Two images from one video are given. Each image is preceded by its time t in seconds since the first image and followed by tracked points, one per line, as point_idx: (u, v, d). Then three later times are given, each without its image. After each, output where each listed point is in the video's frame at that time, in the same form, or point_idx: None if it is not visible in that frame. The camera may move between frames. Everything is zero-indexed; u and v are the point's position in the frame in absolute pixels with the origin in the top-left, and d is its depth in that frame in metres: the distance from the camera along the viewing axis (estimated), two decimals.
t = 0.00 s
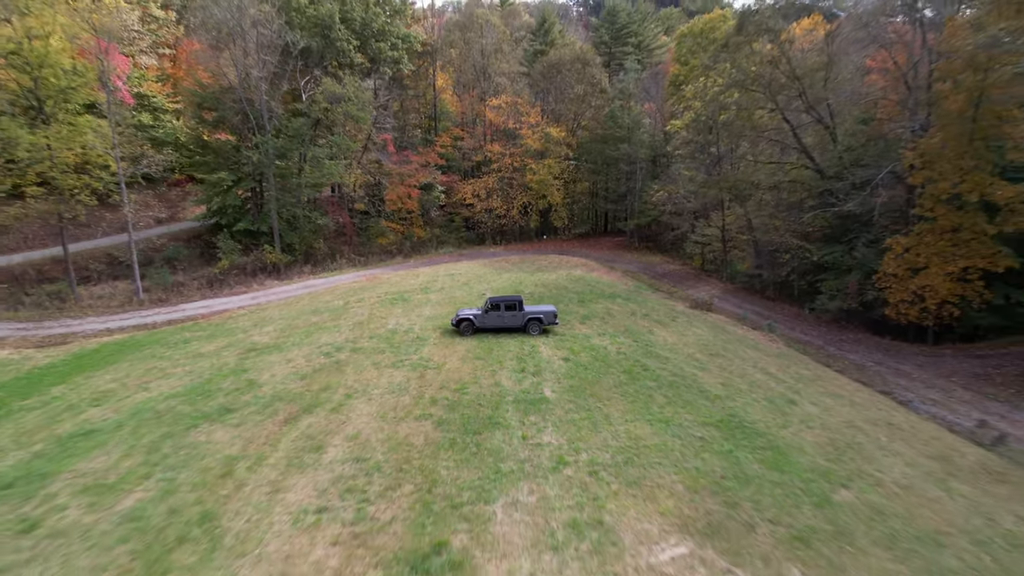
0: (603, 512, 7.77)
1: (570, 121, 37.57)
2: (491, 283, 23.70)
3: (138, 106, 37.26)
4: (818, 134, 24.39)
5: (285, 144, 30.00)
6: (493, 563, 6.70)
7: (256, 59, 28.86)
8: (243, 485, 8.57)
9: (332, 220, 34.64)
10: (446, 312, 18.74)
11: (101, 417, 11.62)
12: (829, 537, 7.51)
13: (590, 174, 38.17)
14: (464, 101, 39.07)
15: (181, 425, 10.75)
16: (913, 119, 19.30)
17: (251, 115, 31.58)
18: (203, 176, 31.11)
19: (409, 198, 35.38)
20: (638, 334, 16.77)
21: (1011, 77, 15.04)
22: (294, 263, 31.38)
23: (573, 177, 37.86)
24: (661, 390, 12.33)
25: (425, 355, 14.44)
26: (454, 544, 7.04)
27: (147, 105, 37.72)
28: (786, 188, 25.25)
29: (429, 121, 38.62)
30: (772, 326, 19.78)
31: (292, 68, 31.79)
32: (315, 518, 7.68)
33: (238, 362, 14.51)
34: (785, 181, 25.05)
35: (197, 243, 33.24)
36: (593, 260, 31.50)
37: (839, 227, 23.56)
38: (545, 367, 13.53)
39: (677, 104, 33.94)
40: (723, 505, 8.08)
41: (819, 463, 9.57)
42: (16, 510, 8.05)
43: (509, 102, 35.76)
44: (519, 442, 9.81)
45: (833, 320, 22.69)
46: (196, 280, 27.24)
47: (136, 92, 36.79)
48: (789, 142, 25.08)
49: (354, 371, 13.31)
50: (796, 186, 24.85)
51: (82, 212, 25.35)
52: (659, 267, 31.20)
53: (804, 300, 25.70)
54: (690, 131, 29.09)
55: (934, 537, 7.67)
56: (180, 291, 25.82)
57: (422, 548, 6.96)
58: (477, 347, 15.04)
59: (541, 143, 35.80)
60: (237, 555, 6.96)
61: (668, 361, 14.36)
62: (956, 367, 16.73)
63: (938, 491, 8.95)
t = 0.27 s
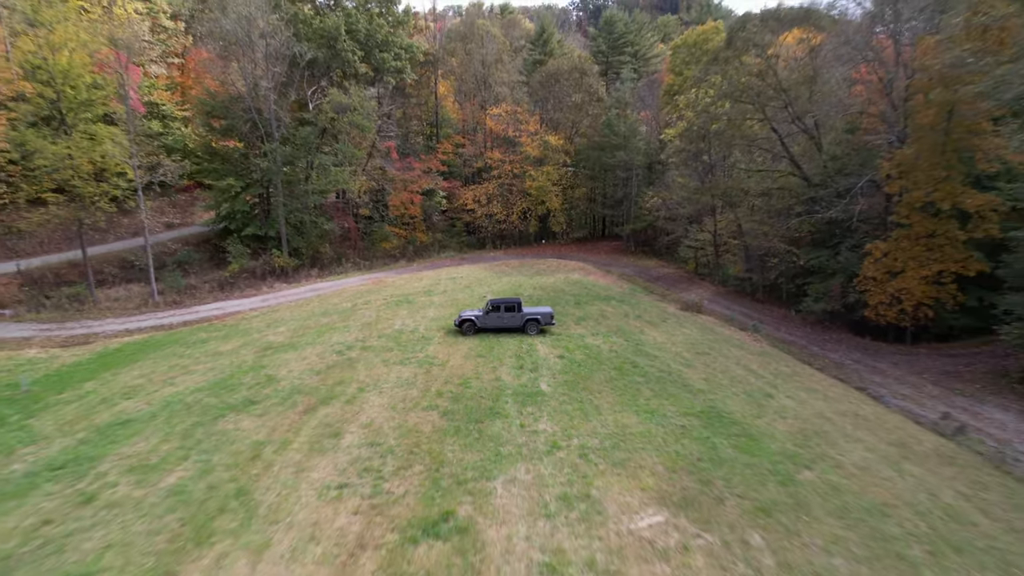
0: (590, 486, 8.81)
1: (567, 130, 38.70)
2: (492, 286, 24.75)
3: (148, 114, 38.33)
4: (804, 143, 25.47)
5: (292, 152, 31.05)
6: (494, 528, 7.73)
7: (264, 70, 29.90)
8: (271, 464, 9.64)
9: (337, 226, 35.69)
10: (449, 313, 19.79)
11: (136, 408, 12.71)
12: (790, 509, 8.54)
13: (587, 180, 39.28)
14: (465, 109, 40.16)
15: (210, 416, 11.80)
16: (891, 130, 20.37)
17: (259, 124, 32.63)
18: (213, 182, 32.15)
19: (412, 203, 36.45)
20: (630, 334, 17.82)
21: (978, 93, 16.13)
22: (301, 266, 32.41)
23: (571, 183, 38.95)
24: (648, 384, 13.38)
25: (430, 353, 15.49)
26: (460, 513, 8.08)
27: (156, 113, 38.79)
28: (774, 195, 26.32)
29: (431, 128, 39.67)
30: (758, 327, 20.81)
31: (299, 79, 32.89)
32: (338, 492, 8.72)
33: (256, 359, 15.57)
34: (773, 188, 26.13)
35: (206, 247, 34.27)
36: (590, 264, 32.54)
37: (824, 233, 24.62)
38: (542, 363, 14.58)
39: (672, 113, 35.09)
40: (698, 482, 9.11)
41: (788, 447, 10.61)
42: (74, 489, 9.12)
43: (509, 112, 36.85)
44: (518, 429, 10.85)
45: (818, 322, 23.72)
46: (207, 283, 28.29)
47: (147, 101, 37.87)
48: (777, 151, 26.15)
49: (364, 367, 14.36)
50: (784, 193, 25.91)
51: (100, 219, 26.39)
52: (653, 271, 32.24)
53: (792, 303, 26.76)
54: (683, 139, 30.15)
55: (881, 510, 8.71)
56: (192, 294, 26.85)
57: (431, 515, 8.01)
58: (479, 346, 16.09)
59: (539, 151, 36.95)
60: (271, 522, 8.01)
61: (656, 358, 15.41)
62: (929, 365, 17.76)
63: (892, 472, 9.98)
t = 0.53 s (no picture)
0: (580, 467, 9.89)
1: (565, 137, 39.85)
2: (493, 289, 25.83)
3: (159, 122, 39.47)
4: (791, 152, 26.60)
5: (300, 159, 32.18)
6: (495, 501, 8.81)
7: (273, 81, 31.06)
8: (294, 448, 10.73)
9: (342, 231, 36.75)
10: (451, 315, 20.88)
11: (165, 401, 13.82)
12: (757, 487, 9.62)
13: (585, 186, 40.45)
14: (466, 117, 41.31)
15: (235, 408, 12.88)
16: (871, 141, 21.48)
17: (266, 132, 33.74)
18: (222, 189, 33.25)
19: (414, 209, 37.56)
20: (623, 334, 18.91)
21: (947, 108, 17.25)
22: (308, 270, 33.46)
23: (569, 189, 40.10)
24: (637, 379, 14.46)
25: (435, 351, 16.57)
26: (465, 488, 9.15)
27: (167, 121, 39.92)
28: (763, 201, 27.43)
29: (432, 135, 40.78)
30: (745, 328, 21.89)
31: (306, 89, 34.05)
32: (356, 471, 9.81)
33: (272, 357, 16.66)
34: (762, 195, 27.24)
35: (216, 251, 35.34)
36: (587, 268, 33.61)
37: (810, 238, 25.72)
38: (539, 361, 15.66)
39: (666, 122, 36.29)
40: (677, 464, 10.18)
41: (762, 435, 11.69)
42: (119, 471, 10.23)
43: (508, 120, 37.97)
44: (516, 419, 11.92)
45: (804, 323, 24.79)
46: (218, 287, 29.37)
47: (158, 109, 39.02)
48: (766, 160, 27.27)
49: (374, 364, 15.44)
50: (772, 200, 27.03)
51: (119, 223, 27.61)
52: (648, 274, 33.33)
53: (781, 305, 27.85)
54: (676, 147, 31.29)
55: (839, 488, 9.78)
56: (204, 297, 27.92)
57: (440, 490, 9.09)
58: (480, 345, 17.17)
59: (537, 158, 38.09)
60: (298, 497, 9.09)
61: (646, 356, 16.49)
62: (904, 364, 18.84)
63: (854, 457, 11.05)
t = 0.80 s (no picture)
0: (572, 452, 10.99)
1: (563, 145, 41.02)
2: (493, 292, 26.94)
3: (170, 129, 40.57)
4: (779, 161, 27.76)
5: (307, 167, 33.32)
6: (495, 480, 9.90)
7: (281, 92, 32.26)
8: (314, 436, 11.85)
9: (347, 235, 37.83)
10: (454, 316, 22.00)
11: (190, 396, 14.96)
12: (731, 469, 10.72)
13: (582, 192, 41.68)
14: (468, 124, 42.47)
15: (256, 401, 13.98)
16: (853, 151, 22.62)
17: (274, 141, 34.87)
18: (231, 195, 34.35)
19: (417, 214, 38.70)
20: (616, 334, 20.01)
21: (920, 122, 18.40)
22: (314, 273, 34.50)
23: (567, 195, 41.28)
24: (627, 375, 15.60)
25: (439, 350, 17.69)
26: (468, 470, 10.26)
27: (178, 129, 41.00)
28: (752, 208, 28.59)
29: (434, 141, 41.92)
30: (733, 329, 23.00)
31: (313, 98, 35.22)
32: (370, 455, 10.91)
33: (286, 355, 17.79)
34: (751, 202, 28.40)
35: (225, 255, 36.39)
36: (584, 271, 34.70)
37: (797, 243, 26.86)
38: (536, 358, 16.78)
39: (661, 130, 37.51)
40: (659, 449, 11.28)
41: (740, 425, 12.80)
42: (157, 456, 11.36)
43: (508, 128, 39.09)
44: (515, 411, 13.05)
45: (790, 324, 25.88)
46: (228, 289, 30.48)
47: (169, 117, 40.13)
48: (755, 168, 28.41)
49: (383, 362, 16.54)
50: (761, 206, 28.18)
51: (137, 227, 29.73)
52: (644, 278, 34.45)
53: (769, 307, 28.98)
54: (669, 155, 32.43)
55: (805, 470, 10.87)
56: (216, 300, 29.01)
57: (446, 471, 10.19)
58: (482, 345, 18.30)
59: (536, 165, 39.21)
60: (320, 477, 10.20)
61: (637, 355, 17.61)
62: (882, 362, 19.93)
63: (822, 445, 12.15)
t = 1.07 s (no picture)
0: (566, 439, 12.11)
1: (562, 152, 42.00)
2: (493, 295, 28.12)
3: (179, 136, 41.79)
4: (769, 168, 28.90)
5: (313, 174, 34.48)
6: (496, 463, 11.04)
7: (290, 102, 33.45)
8: (330, 426, 12.98)
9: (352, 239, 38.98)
10: (456, 317, 23.15)
11: (212, 391, 16.10)
12: (709, 455, 11.84)
13: (580, 197, 42.81)
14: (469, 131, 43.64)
15: (275, 395, 15.13)
16: (836, 161, 23.75)
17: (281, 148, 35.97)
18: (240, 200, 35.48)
19: (420, 219, 39.84)
20: (610, 334, 21.16)
21: (895, 134, 19.56)
22: (320, 276, 35.65)
23: (565, 201, 42.42)
24: (618, 372, 16.74)
25: (443, 349, 18.83)
26: (472, 454, 11.39)
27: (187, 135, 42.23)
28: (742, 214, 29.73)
29: (436, 147, 43.04)
30: (722, 330, 24.13)
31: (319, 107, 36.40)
32: (383, 442, 12.04)
33: (299, 354, 18.95)
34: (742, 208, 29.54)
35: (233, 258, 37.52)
36: (582, 274, 35.83)
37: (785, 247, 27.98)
38: (535, 357, 17.92)
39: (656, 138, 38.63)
40: (646, 437, 12.41)
41: (721, 417, 13.93)
42: (189, 444, 12.52)
43: (508, 135, 40.14)
44: (515, 403, 14.19)
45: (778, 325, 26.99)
46: (237, 292, 31.62)
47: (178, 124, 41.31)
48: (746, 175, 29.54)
49: (391, 360, 17.67)
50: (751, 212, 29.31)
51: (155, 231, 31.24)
52: (639, 281, 35.58)
53: (759, 309, 30.11)
54: (663, 162, 33.55)
55: (777, 456, 11.99)
56: (226, 302, 30.15)
57: (452, 456, 11.32)
58: (483, 344, 19.46)
59: (535, 171, 40.08)
60: (338, 461, 11.34)
61: (629, 353, 18.76)
62: (862, 361, 21.05)
63: (796, 434, 13.27)
